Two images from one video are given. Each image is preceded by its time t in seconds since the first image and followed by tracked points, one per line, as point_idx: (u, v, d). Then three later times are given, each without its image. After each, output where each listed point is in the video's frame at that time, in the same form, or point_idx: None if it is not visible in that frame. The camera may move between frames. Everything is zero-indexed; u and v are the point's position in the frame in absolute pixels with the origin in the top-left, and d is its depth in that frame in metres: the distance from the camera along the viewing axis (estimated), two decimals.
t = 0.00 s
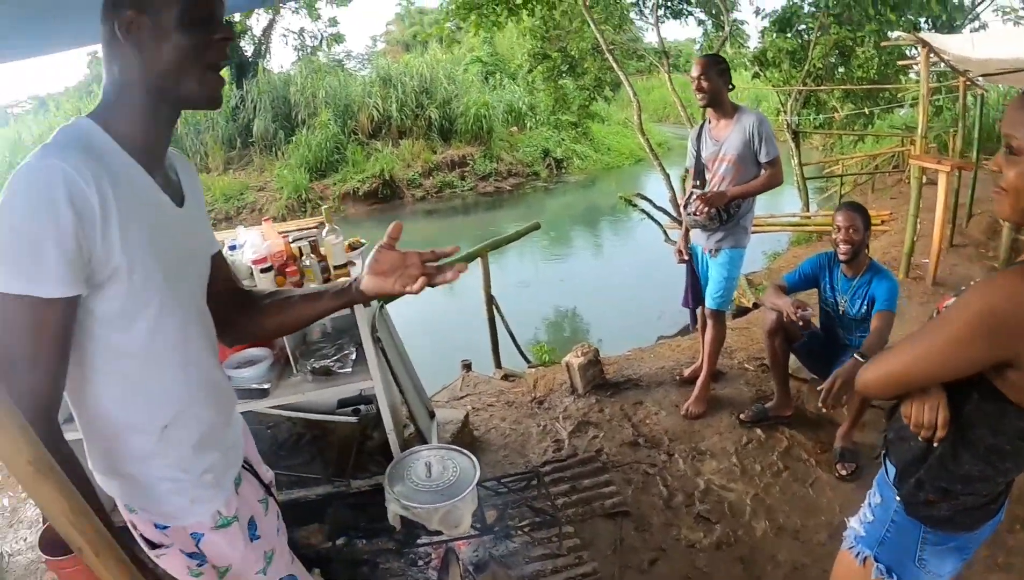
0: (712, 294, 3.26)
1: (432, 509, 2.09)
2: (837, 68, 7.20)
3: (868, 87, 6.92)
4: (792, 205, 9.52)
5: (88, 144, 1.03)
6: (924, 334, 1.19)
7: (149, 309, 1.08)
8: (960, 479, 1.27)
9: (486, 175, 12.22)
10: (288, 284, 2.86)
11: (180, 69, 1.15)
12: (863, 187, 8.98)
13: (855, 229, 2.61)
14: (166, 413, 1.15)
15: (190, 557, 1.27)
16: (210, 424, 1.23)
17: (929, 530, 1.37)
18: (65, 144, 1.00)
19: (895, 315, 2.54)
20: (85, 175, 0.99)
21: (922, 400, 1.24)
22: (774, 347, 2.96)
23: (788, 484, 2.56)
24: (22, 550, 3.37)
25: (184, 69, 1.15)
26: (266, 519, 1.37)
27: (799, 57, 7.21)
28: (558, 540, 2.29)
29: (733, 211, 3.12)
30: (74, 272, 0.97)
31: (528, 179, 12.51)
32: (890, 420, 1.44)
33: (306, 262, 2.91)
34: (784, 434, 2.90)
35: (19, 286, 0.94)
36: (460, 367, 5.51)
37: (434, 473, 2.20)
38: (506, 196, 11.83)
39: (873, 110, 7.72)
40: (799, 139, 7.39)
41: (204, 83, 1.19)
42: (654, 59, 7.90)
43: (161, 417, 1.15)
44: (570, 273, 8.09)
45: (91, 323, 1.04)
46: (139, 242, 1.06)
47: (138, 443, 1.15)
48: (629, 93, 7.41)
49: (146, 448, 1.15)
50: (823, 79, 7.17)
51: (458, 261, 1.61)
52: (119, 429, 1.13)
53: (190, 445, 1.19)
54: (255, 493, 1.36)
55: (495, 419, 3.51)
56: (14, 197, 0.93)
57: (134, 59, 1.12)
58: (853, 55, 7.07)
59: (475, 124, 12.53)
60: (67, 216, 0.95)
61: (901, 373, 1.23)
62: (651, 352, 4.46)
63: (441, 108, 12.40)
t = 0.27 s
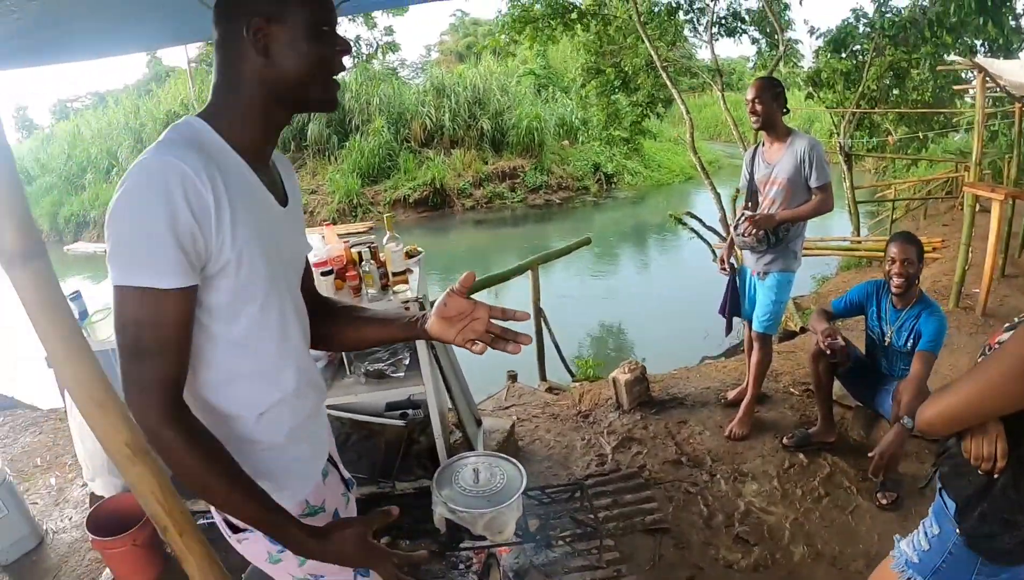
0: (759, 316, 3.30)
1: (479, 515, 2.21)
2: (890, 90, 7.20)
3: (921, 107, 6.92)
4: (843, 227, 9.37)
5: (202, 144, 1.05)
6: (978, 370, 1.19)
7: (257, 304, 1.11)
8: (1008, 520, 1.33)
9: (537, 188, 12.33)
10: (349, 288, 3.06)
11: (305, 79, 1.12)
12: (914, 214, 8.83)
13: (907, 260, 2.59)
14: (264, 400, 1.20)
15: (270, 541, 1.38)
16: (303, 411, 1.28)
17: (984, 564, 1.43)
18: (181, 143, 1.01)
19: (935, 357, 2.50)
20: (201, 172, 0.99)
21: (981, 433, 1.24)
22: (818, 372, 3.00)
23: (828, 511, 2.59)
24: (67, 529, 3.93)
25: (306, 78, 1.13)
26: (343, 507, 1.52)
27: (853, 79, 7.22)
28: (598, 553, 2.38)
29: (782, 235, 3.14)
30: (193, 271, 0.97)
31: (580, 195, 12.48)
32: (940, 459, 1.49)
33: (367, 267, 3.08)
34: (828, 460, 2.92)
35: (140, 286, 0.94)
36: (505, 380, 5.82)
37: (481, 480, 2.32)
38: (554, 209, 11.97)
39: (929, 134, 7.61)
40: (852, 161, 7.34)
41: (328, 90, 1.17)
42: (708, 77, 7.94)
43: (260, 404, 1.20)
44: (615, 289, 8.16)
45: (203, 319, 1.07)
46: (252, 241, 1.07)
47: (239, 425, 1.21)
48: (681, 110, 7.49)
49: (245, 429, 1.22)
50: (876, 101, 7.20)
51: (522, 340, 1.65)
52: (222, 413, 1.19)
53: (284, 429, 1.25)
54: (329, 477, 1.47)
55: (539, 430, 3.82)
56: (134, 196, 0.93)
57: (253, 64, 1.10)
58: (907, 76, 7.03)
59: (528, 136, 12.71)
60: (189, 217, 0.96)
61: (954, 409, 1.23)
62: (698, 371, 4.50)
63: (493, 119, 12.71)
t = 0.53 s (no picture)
0: (769, 333, 3.38)
1: (490, 517, 2.28)
2: (906, 111, 7.27)
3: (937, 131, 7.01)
4: (855, 247, 9.40)
5: (260, 149, 1.06)
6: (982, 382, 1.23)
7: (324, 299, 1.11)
8: (1000, 537, 1.40)
9: (551, 199, 12.44)
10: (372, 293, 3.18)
11: (351, 83, 1.13)
12: (929, 235, 8.84)
13: (912, 280, 2.65)
14: (333, 393, 1.21)
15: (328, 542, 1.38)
16: (367, 404, 1.28)
17: None
18: (241, 148, 1.02)
19: (943, 378, 2.55)
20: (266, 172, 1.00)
21: (977, 450, 1.29)
22: (825, 392, 3.05)
23: (831, 526, 2.64)
24: (79, 518, 4.07)
25: (359, 80, 1.13)
26: (400, 511, 1.53)
27: (869, 99, 7.33)
28: (604, 559, 2.44)
29: (791, 253, 3.21)
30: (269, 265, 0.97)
31: (593, 208, 12.54)
32: (936, 478, 1.55)
33: (388, 273, 3.18)
34: (832, 477, 2.97)
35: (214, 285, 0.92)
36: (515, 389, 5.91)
37: (493, 484, 2.40)
38: (567, 220, 12.07)
39: (944, 157, 7.66)
40: (866, 182, 7.40)
41: (373, 98, 1.18)
42: (724, 94, 8.05)
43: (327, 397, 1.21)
44: (624, 302, 8.23)
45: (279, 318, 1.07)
46: (317, 237, 1.08)
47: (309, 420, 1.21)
48: (696, 125, 7.61)
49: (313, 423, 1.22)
50: (892, 122, 7.33)
51: (535, 326, 1.72)
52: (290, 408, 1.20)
53: (351, 420, 1.26)
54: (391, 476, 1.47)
55: (550, 439, 3.95)
56: (205, 196, 0.94)
57: (304, 68, 1.11)
58: (923, 98, 7.11)
59: (543, 148, 12.90)
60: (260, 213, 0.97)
61: (957, 417, 1.28)
62: (706, 387, 4.55)
63: (509, 129, 12.89)
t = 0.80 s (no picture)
0: (769, 337, 3.47)
1: (502, 516, 2.35)
2: (910, 114, 7.32)
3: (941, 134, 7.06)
4: (858, 252, 9.44)
5: (320, 171, 1.14)
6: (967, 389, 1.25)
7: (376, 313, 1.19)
8: (987, 539, 1.45)
9: (555, 204, 12.62)
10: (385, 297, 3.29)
11: (394, 104, 1.21)
12: (932, 238, 8.91)
13: (911, 280, 2.72)
14: (384, 402, 1.28)
15: (385, 545, 1.43)
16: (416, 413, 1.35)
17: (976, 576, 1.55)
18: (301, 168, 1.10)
19: (945, 376, 2.61)
20: (327, 197, 1.07)
21: (964, 455, 1.33)
22: (830, 395, 3.12)
23: (834, 526, 2.70)
24: (93, 520, 4.14)
25: (403, 99, 1.22)
26: (449, 514, 1.57)
27: (871, 102, 7.42)
28: (613, 558, 2.50)
29: (790, 258, 3.29)
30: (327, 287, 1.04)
31: (597, 211, 12.71)
32: (928, 479, 1.61)
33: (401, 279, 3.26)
34: (835, 478, 3.03)
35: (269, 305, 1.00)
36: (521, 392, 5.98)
37: (504, 484, 2.47)
38: (571, 225, 12.16)
39: (946, 160, 7.73)
40: (869, 186, 7.47)
41: (416, 116, 1.26)
42: (728, 99, 8.14)
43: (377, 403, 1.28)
44: (627, 307, 8.29)
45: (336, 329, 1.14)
46: (371, 250, 1.15)
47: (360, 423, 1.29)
48: (699, 130, 7.71)
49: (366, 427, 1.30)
50: (895, 124, 7.39)
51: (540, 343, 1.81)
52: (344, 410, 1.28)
53: (403, 426, 1.33)
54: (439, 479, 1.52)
55: (558, 442, 4.04)
56: (268, 218, 1.01)
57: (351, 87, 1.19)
58: (927, 100, 7.15)
59: (547, 153, 13.06)
60: (322, 233, 1.04)
61: (941, 421, 1.32)
62: (711, 390, 4.61)
63: (514, 134, 13.15)
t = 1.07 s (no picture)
0: (774, 345, 3.50)
1: (508, 518, 2.38)
2: (916, 123, 7.32)
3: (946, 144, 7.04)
4: (864, 261, 9.44)
5: (342, 181, 1.20)
6: (953, 413, 1.30)
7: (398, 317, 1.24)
8: (978, 549, 1.46)
9: (561, 212, 12.73)
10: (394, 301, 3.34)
11: (425, 128, 1.28)
12: (937, 247, 8.93)
13: (915, 285, 2.76)
14: (406, 404, 1.33)
15: (394, 553, 1.50)
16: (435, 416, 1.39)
17: None
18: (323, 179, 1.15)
19: (947, 381, 2.65)
20: (349, 204, 1.13)
21: (953, 480, 1.37)
22: (833, 403, 3.13)
23: (836, 532, 2.72)
24: (100, 519, 4.18)
25: (434, 123, 1.29)
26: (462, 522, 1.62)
27: (877, 112, 7.45)
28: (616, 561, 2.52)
29: (795, 265, 3.33)
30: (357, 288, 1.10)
31: (603, 220, 12.78)
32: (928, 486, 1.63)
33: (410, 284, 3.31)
34: (838, 485, 3.04)
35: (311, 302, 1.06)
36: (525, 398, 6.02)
37: (510, 487, 2.50)
38: (578, 233, 12.22)
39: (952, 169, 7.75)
40: (875, 195, 7.49)
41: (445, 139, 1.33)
42: (734, 108, 8.20)
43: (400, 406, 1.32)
44: (631, 315, 8.32)
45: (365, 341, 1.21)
46: (397, 265, 1.22)
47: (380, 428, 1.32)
48: (704, 138, 7.77)
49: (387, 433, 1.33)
50: (901, 134, 7.38)
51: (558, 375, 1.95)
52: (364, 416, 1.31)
53: (421, 432, 1.37)
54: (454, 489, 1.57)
55: (563, 448, 4.09)
56: (300, 225, 1.07)
57: (381, 106, 1.24)
58: (932, 109, 7.14)
59: (554, 161, 13.20)
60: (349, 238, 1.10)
61: (930, 444, 1.35)
62: (716, 397, 4.63)
63: (520, 142, 13.19)
